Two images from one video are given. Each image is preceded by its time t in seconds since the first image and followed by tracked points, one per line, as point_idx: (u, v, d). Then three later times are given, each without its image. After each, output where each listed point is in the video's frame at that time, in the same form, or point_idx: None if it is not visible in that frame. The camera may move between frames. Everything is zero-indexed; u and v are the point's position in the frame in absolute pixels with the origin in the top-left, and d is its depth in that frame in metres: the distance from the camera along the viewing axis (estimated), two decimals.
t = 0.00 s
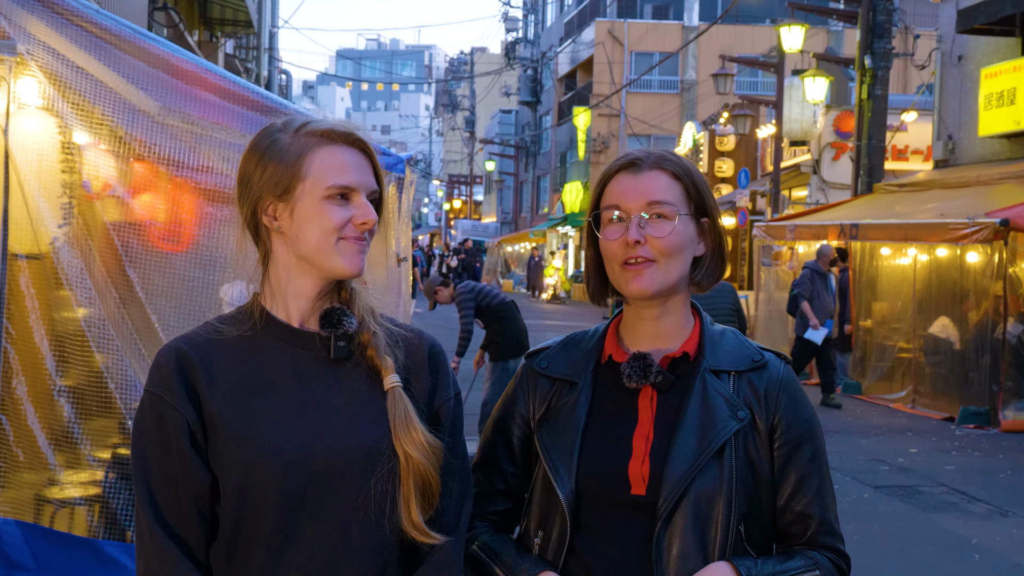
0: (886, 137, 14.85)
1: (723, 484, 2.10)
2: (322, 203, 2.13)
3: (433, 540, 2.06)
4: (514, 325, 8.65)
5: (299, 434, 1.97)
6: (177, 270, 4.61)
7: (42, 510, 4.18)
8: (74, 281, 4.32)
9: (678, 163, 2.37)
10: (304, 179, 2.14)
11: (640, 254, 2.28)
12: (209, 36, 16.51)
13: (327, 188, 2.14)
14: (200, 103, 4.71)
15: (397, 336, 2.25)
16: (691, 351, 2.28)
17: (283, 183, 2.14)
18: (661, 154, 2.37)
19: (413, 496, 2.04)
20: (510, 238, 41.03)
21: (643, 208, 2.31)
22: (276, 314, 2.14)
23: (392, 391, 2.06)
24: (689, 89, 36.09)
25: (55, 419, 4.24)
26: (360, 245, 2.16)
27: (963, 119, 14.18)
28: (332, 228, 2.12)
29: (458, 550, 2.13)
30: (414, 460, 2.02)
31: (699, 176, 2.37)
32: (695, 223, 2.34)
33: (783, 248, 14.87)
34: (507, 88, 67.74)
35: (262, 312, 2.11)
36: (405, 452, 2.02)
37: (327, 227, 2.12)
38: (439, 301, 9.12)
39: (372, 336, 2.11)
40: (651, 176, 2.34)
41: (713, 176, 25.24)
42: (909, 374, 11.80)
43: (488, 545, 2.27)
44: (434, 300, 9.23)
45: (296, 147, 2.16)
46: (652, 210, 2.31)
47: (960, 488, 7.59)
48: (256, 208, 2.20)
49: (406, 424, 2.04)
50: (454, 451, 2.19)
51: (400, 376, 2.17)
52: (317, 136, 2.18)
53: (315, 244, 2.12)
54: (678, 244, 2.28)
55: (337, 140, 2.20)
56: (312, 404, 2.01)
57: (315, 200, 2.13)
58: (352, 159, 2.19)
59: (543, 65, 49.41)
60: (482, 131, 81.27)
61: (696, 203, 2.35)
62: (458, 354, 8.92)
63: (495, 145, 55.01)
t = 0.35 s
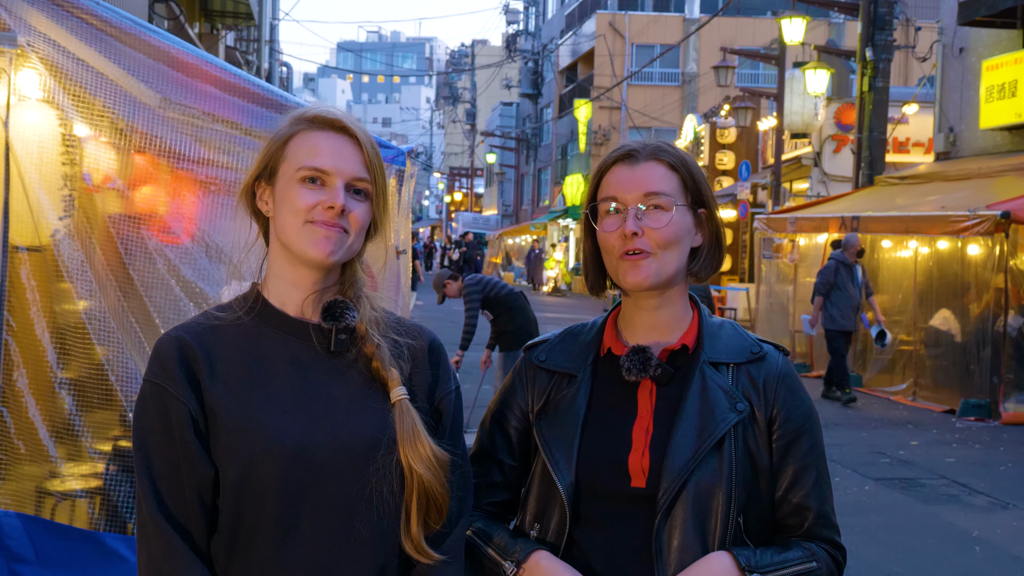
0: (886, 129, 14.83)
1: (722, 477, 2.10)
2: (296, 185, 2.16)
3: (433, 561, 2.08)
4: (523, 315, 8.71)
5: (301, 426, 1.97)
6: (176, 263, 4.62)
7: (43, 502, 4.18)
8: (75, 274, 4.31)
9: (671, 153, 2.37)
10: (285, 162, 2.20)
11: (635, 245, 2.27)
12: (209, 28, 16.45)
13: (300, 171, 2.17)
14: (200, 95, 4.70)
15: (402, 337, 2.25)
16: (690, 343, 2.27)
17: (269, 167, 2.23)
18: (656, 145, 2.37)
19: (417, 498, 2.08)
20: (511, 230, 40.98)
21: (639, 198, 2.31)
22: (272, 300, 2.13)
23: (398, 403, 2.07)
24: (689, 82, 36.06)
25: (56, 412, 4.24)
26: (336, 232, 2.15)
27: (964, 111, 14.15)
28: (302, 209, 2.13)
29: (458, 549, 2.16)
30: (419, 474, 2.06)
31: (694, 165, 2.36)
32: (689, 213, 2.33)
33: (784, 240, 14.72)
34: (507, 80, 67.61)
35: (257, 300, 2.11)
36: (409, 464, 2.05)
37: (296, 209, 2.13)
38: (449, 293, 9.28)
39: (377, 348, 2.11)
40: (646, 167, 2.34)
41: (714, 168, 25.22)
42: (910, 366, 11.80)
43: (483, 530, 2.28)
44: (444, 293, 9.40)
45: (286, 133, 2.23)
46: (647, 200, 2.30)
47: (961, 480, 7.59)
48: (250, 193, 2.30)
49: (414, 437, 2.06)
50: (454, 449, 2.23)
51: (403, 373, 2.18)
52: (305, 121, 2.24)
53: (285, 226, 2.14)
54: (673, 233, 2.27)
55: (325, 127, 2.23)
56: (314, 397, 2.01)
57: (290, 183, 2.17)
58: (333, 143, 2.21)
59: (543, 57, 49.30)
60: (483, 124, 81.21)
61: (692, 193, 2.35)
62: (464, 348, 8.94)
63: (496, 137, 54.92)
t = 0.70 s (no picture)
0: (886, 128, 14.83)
1: (723, 474, 2.10)
2: (303, 186, 2.15)
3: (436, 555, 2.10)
4: (525, 313, 8.68)
5: (303, 425, 1.96)
6: (177, 261, 4.61)
7: (43, 500, 4.17)
8: (76, 272, 4.30)
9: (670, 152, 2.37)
10: (291, 162, 2.18)
11: (635, 243, 2.26)
12: (209, 26, 16.43)
13: (307, 171, 2.16)
14: (200, 94, 4.70)
15: (402, 336, 2.24)
16: (689, 341, 2.27)
17: (272, 167, 2.21)
18: (651, 143, 2.36)
19: (418, 498, 2.09)
20: (510, 229, 41.00)
21: (636, 197, 2.30)
22: (271, 299, 2.12)
23: (399, 401, 2.07)
24: (689, 80, 36.06)
25: (56, 410, 4.23)
26: (339, 233, 2.14)
27: (964, 110, 14.15)
28: (308, 211, 2.12)
29: (457, 549, 2.15)
30: (421, 470, 2.07)
31: (690, 163, 2.35)
32: (688, 211, 2.33)
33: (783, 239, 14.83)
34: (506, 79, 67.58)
35: (258, 298, 2.10)
36: (411, 460, 2.05)
37: (303, 210, 2.13)
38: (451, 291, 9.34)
39: (377, 345, 2.11)
40: (643, 165, 2.32)
41: (714, 167, 25.22)
42: (910, 365, 11.82)
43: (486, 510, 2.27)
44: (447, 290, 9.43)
45: (290, 133, 2.22)
46: (644, 198, 2.29)
47: (961, 479, 7.59)
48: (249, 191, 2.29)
49: (416, 434, 2.06)
50: (454, 446, 2.24)
51: (405, 373, 2.18)
52: (311, 122, 2.23)
53: (292, 227, 2.13)
54: (671, 232, 2.27)
55: (330, 129, 2.23)
56: (316, 397, 2.01)
57: (297, 183, 2.16)
58: (339, 145, 2.21)
59: (543, 56, 49.30)
60: (482, 122, 81.24)
61: (689, 191, 2.33)
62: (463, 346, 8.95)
63: (496, 135, 54.91)
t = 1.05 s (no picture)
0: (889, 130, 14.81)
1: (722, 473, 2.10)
2: (300, 188, 2.16)
3: (436, 555, 2.09)
4: (527, 315, 8.66)
5: (303, 426, 1.96)
6: (180, 262, 4.61)
7: (44, 501, 4.17)
8: (77, 273, 4.30)
9: (663, 154, 2.37)
10: (287, 163, 2.18)
11: (632, 245, 2.26)
12: (212, 27, 16.42)
13: (305, 172, 2.17)
14: (202, 94, 4.70)
15: (398, 337, 2.25)
16: (685, 341, 2.27)
17: (269, 168, 2.21)
18: (642, 146, 2.36)
19: (417, 496, 2.08)
20: (512, 230, 40.97)
21: (632, 198, 2.30)
22: (266, 301, 2.12)
23: (397, 402, 2.07)
24: (692, 82, 36.08)
25: (57, 411, 4.23)
26: (337, 234, 2.14)
27: (966, 113, 14.14)
28: (307, 212, 2.12)
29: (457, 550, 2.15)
30: (421, 470, 2.07)
31: (680, 164, 2.37)
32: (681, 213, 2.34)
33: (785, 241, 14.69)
34: (509, 80, 67.57)
35: (254, 300, 2.10)
36: (411, 461, 2.06)
37: (302, 211, 2.13)
38: (455, 292, 9.37)
39: (374, 346, 2.11)
40: (637, 167, 2.33)
41: (715, 169, 25.21)
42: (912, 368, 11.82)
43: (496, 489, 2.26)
44: (450, 291, 9.45)
45: (288, 133, 2.22)
46: (640, 200, 2.30)
47: (962, 481, 7.58)
48: (247, 191, 2.28)
49: (415, 435, 2.07)
50: (453, 446, 2.26)
51: (401, 372, 2.18)
52: (309, 123, 2.23)
53: (291, 229, 2.13)
54: (668, 233, 2.27)
55: (326, 129, 2.23)
56: (316, 398, 2.01)
57: (294, 184, 2.16)
58: (336, 146, 2.21)
59: (546, 57, 49.31)
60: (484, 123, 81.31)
61: (680, 191, 2.35)
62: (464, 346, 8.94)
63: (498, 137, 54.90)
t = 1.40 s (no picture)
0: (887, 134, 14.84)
1: (716, 476, 2.10)
2: (299, 193, 2.16)
3: (433, 558, 2.13)
4: (526, 319, 8.68)
5: (304, 432, 1.97)
6: (179, 265, 4.63)
7: (43, 504, 4.18)
8: (76, 276, 4.31)
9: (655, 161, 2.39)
10: (283, 167, 2.18)
11: (638, 252, 2.27)
12: (211, 31, 16.40)
13: (301, 178, 2.17)
14: (201, 98, 4.72)
15: (391, 342, 2.25)
16: (672, 345, 2.29)
17: (266, 172, 2.19)
18: (637, 152, 2.38)
19: (416, 496, 2.11)
20: (511, 235, 40.96)
21: (635, 205, 2.31)
22: (261, 305, 2.14)
23: (393, 406, 2.10)
24: (690, 86, 36.14)
25: (56, 415, 4.24)
26: (333, 240, 2.16)
27: (964, 118, 14.16)
28: (303, 218, 2.13)
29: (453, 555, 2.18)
30: (418, 472, 2.09)
31: (671, 172, 2.40)
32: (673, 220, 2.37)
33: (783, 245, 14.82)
34: (508, 85, 67.64)
35: (249, 304, 2.11)
36: (410, 464, 2.08)
37: (298, 217, 2.13)
38: (454, 296, 9.39)
39: (370, 351, 2.12)
40: (636, 173, 2.34)
41: (714, 173, 25.23)
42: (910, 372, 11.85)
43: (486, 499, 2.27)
44: (448, 295, 9.47)
45: (285, 138, 2.21)
46: (642, 207, 2.31)
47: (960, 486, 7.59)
48: (239, 195, 2.25)
49: (413, 437, 2.09)
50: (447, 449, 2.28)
51: (397, 378, 2.19)
52: (305, 128, 2.23)
53: (291, 236, 2.13)
54: (669, 240, 2.30)
55: (322, 134, 2.24)
56: (316, 403, 2.02)
57: (290, 189, 2.17)
58: (334, 151, 2.22)
59: (545, 62, 49.37)
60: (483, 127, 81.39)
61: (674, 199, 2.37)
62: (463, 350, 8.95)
63: (496, 141, 54.92)
